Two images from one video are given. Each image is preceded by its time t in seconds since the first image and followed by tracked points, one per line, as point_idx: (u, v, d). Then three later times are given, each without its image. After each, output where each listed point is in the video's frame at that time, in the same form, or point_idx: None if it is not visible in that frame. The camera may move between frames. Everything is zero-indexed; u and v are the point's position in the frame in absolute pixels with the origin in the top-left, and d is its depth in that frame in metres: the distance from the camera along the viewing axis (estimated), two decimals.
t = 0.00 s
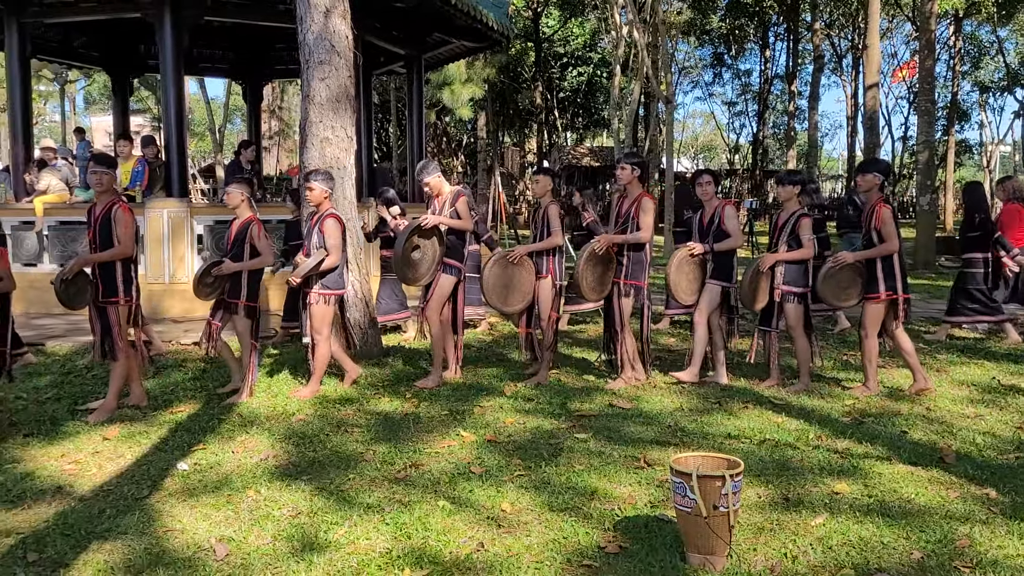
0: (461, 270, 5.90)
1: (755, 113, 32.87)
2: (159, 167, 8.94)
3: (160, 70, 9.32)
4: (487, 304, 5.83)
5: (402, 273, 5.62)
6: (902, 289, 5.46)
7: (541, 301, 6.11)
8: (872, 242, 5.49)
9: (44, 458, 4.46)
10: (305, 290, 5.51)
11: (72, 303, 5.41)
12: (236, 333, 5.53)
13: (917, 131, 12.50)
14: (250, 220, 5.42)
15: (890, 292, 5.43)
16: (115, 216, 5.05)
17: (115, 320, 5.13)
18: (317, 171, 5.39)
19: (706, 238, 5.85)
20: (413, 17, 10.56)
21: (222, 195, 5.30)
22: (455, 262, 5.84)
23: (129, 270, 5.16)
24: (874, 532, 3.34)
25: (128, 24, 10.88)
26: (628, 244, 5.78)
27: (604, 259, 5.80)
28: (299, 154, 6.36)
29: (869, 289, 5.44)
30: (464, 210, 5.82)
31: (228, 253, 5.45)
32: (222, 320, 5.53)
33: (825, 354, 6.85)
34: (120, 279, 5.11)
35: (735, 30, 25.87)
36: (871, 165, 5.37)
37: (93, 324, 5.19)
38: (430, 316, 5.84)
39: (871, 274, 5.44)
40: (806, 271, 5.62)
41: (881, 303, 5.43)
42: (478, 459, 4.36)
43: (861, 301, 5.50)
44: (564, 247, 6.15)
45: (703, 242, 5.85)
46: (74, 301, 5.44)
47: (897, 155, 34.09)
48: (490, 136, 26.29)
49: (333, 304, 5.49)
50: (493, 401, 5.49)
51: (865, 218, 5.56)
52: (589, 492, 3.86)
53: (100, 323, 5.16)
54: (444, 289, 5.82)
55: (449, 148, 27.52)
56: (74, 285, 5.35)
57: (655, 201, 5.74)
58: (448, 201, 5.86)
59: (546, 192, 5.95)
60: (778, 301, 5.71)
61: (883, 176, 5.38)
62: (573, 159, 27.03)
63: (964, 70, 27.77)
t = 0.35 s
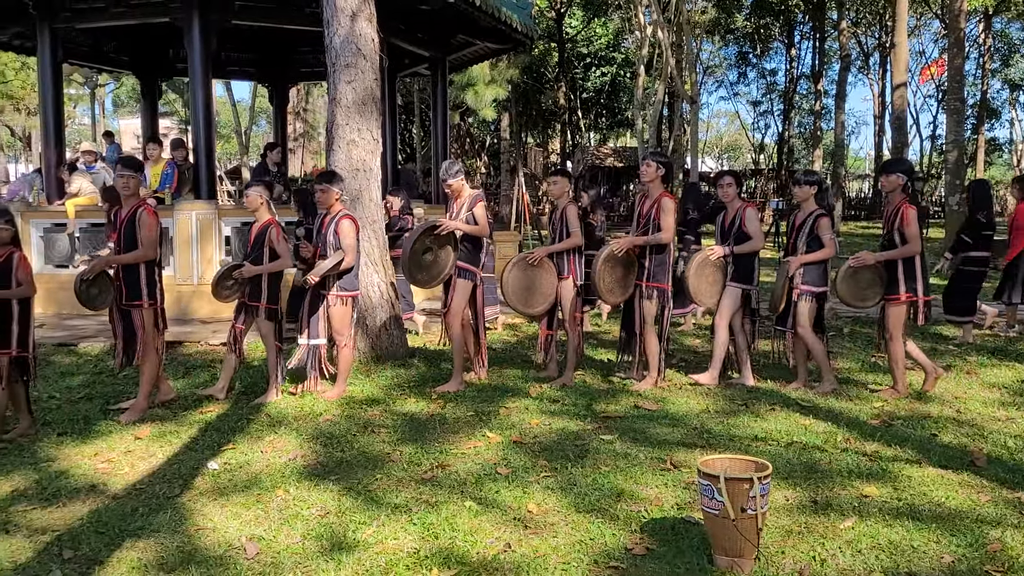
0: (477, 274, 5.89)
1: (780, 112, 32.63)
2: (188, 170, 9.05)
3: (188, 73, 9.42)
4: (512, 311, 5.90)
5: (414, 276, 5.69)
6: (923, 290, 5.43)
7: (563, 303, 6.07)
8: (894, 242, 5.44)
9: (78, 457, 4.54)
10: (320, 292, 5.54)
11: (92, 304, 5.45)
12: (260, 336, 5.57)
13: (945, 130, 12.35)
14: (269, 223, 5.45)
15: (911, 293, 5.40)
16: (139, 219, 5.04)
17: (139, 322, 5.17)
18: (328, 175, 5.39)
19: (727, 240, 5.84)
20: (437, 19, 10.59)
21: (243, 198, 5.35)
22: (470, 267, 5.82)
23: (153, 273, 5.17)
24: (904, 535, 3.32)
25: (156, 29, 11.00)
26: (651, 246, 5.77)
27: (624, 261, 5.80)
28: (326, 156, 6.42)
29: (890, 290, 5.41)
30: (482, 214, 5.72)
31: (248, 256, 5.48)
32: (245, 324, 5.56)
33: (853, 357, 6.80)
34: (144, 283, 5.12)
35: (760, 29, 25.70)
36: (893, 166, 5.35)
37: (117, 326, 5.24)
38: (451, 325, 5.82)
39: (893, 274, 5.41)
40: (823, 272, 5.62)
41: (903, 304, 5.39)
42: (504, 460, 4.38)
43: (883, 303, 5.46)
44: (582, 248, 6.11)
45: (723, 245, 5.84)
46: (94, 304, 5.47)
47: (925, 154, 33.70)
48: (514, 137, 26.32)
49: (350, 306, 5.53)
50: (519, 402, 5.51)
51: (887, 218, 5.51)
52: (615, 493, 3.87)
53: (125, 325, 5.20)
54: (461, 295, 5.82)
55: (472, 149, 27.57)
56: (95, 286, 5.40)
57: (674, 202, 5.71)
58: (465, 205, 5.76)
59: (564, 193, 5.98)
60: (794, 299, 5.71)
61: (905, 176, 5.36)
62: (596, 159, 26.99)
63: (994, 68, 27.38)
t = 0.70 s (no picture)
0: (535, 279, 5.80)
1: (852, 113, 31.89)
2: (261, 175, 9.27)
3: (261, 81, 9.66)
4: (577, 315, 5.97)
5: (467, 273, 5.71)
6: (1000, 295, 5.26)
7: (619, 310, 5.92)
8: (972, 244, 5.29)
9: (159, 454, 4.70)
10: (382, 294, 5.58)
11: (168, 308, 5.54)
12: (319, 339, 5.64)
13: None
14: (324, 228, 5.56)
15: (987, 298, 5.23)
16: (213, 224, 5.17)
17: (214, 325, 5.29)
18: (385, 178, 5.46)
19: (788, 245, 5.75)
20: (503, 24, 10.64)
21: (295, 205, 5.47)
22: (528, 271, 5.75)
23: (226, 277, 5.28)
24: (987, 548, 3.22)
25: (230, 38, 11.31)
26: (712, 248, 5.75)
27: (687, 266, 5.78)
28: (396, 161, 6.52)
29: (965, 292, 5.27)
30: (542, 218, 5.69)
31: (303, 260, 5.59)
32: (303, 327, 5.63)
33: (930, 364, 6.62)
34: (217, 287, 5.23)
35: (831, 28, 25.15)
36: (973, 168, 5.17)
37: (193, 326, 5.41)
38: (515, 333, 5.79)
39: (969, 277, 5.27)
40: (894, 275, 5.47)
41: (978, 308, 5.24)
42: (571, 463, 4.38)
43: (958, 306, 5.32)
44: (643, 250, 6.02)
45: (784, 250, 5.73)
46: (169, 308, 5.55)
47: (1005, 155, 32.53)
48: (578, 140, 26.28)
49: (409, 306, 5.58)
50: (586, 406, 5.50)
51: (966, 220, 5.35)
52: (684, 500, 3.84)
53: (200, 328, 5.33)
54: (523, 299, 5.76)
55: (536, 153, 27.63)
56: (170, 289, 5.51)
57: (732, 204, 5.64)
58: (525, 209, 5.78)
59: (626, 197, 5.97)
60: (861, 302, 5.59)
61: (987, 178, 5.18)
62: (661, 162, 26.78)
63: None
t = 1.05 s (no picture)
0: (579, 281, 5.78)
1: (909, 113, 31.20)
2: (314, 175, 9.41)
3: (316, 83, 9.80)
4: (626, 317, 5.93)
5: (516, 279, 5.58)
6: None
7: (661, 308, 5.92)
8: None
9: (216, 448, 4.80)
10: (428, 294, 5.63)
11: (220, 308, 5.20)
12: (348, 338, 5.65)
13: None
14: (359, 228, 5.63)
15: None
16: (264, 224, 5.26)
17: (265, 324, 5.37)
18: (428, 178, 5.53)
19: (833, 250, 5.67)
20: (555, 25, 10.64)
21: (330, 207, 5.53)
22: (571, 273, 5.75)
23: (275, 276, 5.37)
24: None
25: (284, 41, 11.49)
26: (757, 248, 5.69)
27: (732, 267, 5.69)
28: (448, 162, 6.57)
29: None
30: (587, 219, 5.66)
31: (340, 261, 5.63)
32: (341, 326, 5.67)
33: (991, 370, 6.46)
34: (268, 286, 5.32)
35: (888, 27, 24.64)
36: None
37: (239, 326, 5.38)
38: (563, 335, 5.79)
39: None
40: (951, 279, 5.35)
41: None
42: (622, 466, 4.37)
43: None
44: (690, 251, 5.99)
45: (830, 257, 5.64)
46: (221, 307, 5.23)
47: None
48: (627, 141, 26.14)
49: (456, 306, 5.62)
50: (636, 408, 5.47)
51: None
52: (737, 505, 3.80)
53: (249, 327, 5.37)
54: (566, 301, 5.76)
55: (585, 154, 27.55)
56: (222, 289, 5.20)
57: (776, 204, 5.59)
58: (569, 209, 5.74)
59: (672, 199, 5.96)
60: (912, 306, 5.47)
61: None
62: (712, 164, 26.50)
63: None
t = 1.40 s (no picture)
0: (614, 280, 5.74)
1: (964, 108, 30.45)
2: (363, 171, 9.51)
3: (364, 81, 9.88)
4: (673, 317, 5.89)
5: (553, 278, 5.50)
6: None
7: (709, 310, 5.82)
8: None
9: (266, 441, 4.88)
10: (469, 290, 5.68)
11: (256, 304, 5.37)
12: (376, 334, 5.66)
13: None
14: (397, 225, 5.62)
15: None
16: (298, 222, 5.30)
17: (301, 321, 5.37)
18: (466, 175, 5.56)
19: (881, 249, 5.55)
20: (601, 22, 10.59)
21: (369, 204, 5.51)
22: (607, 272, 5.71)
23: (312, 273, 5.38)
24: None
25: (332, 39, 11.60)
26: (802, 243, 5.60)
27: (777, 260, 5.61)
28: (495, 159, 6.59)
29: None
30: (622, 217, 5.57)
31: (379, 259, 5.64)
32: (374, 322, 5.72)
33: None
34: (304, 282, 5.33)
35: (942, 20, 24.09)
36: None
37: (276, 322, 5.41)
38: (605, 333, 5.77)
39: None
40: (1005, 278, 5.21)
41: None
42: (669, 465, 4.34)
43: None
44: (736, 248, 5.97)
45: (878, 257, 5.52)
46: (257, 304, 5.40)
47: None
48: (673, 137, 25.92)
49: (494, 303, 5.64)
50: (683, 407, 5.44)
51: None
52: (788, 506, 3.75)
53: (286, 322, 5.39)
54: (607, 301, 5.73)
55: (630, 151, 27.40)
56: (259, 285, 5.37)
57: (823, 199, 5.53)
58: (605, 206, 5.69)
59: (716, 195, 5.90)
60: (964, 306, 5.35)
61: None
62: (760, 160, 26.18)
63: None
